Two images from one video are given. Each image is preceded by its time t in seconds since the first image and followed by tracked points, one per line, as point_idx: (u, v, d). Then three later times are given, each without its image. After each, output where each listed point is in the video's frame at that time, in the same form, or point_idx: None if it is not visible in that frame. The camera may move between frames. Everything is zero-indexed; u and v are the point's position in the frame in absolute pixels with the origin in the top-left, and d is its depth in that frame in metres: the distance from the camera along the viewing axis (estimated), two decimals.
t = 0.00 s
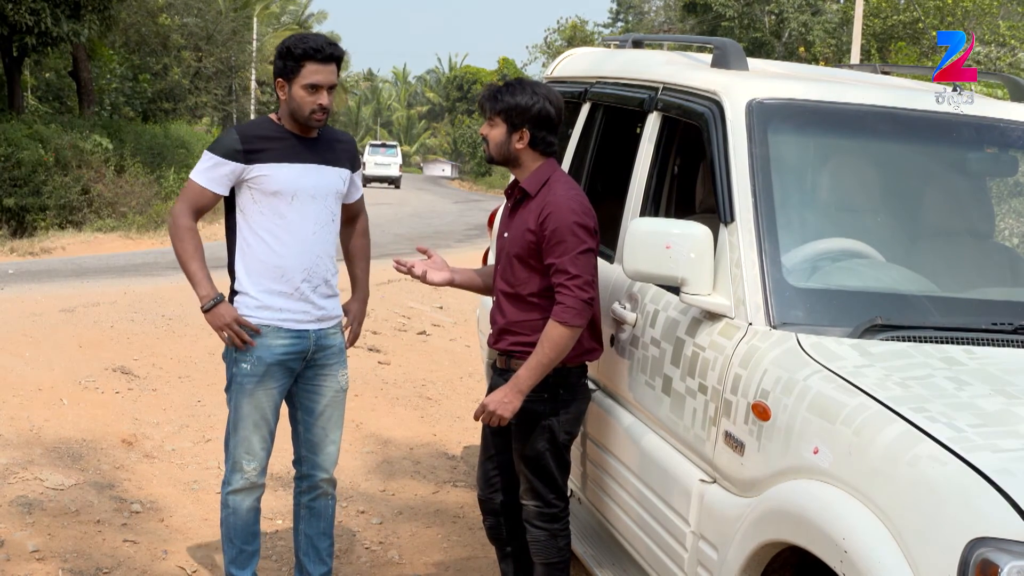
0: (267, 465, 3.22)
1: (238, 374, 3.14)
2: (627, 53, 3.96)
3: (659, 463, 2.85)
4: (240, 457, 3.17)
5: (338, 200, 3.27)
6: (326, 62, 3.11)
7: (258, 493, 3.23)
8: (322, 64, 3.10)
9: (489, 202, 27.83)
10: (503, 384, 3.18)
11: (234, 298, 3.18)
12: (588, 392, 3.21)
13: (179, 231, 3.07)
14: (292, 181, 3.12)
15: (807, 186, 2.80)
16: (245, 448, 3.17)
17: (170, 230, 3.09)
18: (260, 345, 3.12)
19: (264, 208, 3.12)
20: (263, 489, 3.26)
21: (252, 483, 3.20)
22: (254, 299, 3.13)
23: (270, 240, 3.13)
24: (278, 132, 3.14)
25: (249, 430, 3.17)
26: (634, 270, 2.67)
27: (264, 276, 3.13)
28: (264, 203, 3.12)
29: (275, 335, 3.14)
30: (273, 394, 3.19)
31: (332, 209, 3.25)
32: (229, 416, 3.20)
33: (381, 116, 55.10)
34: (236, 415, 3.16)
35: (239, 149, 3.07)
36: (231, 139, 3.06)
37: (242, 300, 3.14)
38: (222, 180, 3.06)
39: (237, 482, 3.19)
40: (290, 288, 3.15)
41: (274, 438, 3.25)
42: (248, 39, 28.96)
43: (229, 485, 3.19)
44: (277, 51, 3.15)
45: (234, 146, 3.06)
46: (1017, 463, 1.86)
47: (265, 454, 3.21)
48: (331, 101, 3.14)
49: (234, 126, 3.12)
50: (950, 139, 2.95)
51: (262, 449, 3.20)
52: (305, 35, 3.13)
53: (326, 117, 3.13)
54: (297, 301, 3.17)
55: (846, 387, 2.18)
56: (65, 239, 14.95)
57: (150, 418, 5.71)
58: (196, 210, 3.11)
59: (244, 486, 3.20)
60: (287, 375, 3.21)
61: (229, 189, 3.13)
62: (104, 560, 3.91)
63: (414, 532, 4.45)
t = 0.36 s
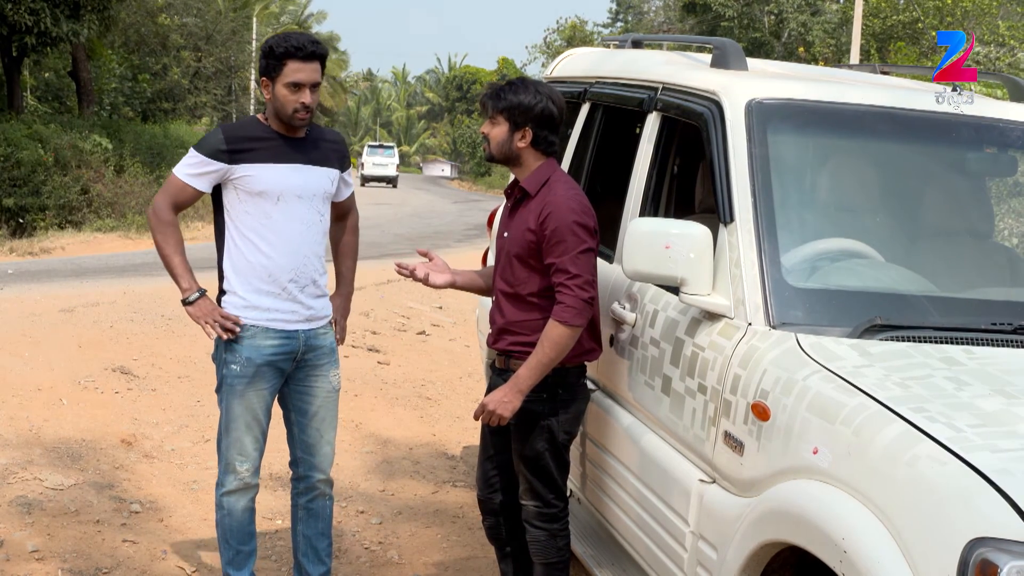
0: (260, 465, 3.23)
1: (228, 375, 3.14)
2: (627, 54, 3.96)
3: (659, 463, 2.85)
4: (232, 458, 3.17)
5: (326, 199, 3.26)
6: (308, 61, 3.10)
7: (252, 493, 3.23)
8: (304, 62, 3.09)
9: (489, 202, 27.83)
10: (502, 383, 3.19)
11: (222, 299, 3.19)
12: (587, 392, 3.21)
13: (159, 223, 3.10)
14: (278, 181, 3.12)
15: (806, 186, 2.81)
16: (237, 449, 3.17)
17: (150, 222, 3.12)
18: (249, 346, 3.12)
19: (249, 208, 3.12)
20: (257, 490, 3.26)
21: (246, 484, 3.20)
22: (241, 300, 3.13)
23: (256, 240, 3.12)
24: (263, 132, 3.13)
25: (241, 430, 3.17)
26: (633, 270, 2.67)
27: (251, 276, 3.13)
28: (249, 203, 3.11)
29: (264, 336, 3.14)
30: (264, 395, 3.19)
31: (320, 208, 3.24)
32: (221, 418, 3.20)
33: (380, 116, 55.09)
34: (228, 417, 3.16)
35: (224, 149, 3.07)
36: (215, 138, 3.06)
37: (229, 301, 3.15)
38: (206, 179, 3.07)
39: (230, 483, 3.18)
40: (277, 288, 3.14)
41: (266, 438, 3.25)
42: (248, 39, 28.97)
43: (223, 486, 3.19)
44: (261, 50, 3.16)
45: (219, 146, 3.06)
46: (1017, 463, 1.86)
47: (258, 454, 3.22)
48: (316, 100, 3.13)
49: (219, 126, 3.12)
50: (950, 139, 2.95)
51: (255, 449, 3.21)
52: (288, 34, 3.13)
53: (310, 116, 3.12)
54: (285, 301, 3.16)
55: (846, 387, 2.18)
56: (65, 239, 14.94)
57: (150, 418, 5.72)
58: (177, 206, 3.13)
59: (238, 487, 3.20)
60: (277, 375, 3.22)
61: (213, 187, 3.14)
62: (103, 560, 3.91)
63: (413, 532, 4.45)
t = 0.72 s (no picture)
0: (254, 466, 3.22)
1: (218, 377, 3.14)
2: (628, 54, 3.96)
3: (659, 463, 2.85)
4: (226, 459, 3.17)
5: (314, 200, 3.25)
6: (293, 60, 3.10)
7: (247, 494, 3.23)
8: (289, 61, 3.09)
9: (489, 203, 27.83)
10: (503, 384, 3.19)
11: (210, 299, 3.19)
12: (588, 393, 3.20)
13: (145, 225, 3.11)
14: (263, 182, 3.11)
15: (806, 187, 2.81)
16: (230, 450, 3.17)
17: (137, 224, 3.13)
18: (237, 347, 3.12)
19: (235, 208, 3.12)
20: (253, 490, 3.26)
21: (241, 485, 3.20)
22: (228, 300, 3.13)
23: (242, 241, 3.13)
24: (249, 133, 3.13)
25: (233, 431, 3.17)
26: (633, 270, 2.67)
27: (238, 277, 3.14)
28: (235, 204, 3.12)
29: (253, 337, 3.14)
30: (255, 396, 3.19)
31: (308, 209, 3.23)
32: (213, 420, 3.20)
33: (381, 116, 55.13)
34: (219, 419, 3.16)
35: (209, 151, 3.07)
36: (200, 140, 3.06)
37: (216, 300, 3.15)
38: (192, 180, 3.07)
39: (225, 484, 3.19)
40: (264, 289, 3.14)
41: (259, 439, 3.25)
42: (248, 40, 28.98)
43: (217, 488, 3.19)
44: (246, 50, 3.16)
45: (204, 149, 3.06)
46: (1017, 464, 1.86)
47: (251, 455, 3.21)
48: (301, 99, 3.13)
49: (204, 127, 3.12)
50: (949, 140, 2.95)
51: (248, 450, 3.21)
52: (273, 34, 3.13)
53: (295, 115, 3.12)
54: (272, 302, 3.16)
55: (846, 387, 2.18)
56: (65, 240, 14.94)
57: (150, 418, 5.72)
58: (164, 209, 3.14)
59: (233, 489, 3.20)
60: (267, 376, 3.22)
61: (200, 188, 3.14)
62: (104, 561, 3.91)
63: (414, 532, 4.45)
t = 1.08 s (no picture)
0: (253, 469, 3.22)
1: (213, 379, 3.14)
2: (630, 56, 3.96)
3: (661, 465, 2.85)
4: (224, 461, 3.18)
5: (309, 202, 3.24)
6: (286, 60, 3.11)
7: (247, 496, 3.23)
8: (282, 61, 3.10)
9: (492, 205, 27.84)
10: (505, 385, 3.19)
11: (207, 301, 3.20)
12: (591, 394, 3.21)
13: (142, 231, 3.14)
14: (256, 185, 3.12)
15: (809, 188, 2.80)
16: (227, 452, 3.17)
17: (135, 230, 3.16)
18: (232, 349, 3.13)
19: (229, 212, 3.13)
20: (252, 492, 3.26)
21: (240, 487, 3.20)
22: (222, 302, 3.14)
23: (236, 244, 3.13)
24: (243, 136, 3.14)
25: (231, 433, 3.17)
26: (634, 272, 2.67)
27: (232, 280, 3.15)
28: (228, 207, 3.12)
29: (248, 339, 3.14)
30: (252, 398, 3.19)
31: (303, 212, 3.22)
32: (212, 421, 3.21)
33: (383, 118, 55.15)
34: (216, 421, 3.17)
35: (202, 154, 3.07)
36: (192, 143, 3.07)
37: (212, 303, 3.16)
38: (187, 183, 3.09)
39: (224, 486, 3.19)
40: (258, 291, 3.15)
41: (257, 441, 3.25)
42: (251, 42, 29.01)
43: (216, 490, 3.20)
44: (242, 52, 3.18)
45: (197, 152, 3.07)
46: (1020, 466, 1.86)
47: (249, 457, 3.21)
48: (294, 100, 3.13)
49: (199, 131, 3.13)
50: (951, 142, 2.95)
51: (246, 452, 3.21)
52: (267, 35, 3.15)
53: (289, 116, 3.11)
54: (266, 304, 3.16)
55: (848, 390, 2.18)
56: (67, 241, 14.95)
57: (153, 420, 5.72)
58: (161, 215, 3.16)
59: (232, 491, 3.20)
60: (264, 378, 3.22)
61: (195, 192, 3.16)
62: (106, 563, 3.92)
63: (416, 534, 4.45)
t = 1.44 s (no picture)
0: (255, 469, 3.22)
1: (215, 378, 3.15)
2: (631, 58, 3.96)
3: (662, 466, 2.85)
4: (225, 462, 3.18)
5: (314, 205, 3.24)
6: (292, 62, 3.11)
7: (249, 497, 3.23)
8: (288, 62, 3.10)
9: (492, 206, 27.82)
10: (506, 385, 3.19)
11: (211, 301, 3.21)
12: (593, 396, 3.21)
13: (151, 233, 3.17)
14: (258, 187, 3.12)
15: (810, 190, 2.80)
16: (228, 453, 3.18)
17: (145, 232, 3.19)
18: (232, 349, 3.13)
19: (233, 213, 3.14)
20: (255, 493, 3.25)
21: (242, 488, 3.20)
22: (224, 303, 3.15)
23: (238, 245, 3.14)
24: (249, 138, 3.14)
25: (232, 434, 3.18)
26: (635, 274, 2.67)
27: (235, 280, 3.15)
28: (232, 208, 3.13)
29: (249, 339, 3.14)
30: (252, 399, 3.20)
31: (307, 214, 3.22)
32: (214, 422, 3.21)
33: (384, 119, 55.17)
34: (217, 421, 3.17)
35: (207, 156, 3.09)
36: (198, 145, 3.09)
37: (214, 303, 3.17)
38: (193, 184, 3.11)
39: (225, 486, 3.19)
40: (260, 292, 3.15)
41: (259, 442, 3.25)
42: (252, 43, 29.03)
43: (219, 490, 3.20)
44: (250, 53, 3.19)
45: (202, 153, 3.09)
46: (1021, 467, 1.86)
47: (251, 458, 3.21)
48: (300, 101, 3.12)
49: (207, 132, 3.15)
50: (951, 143, 2.95)
51: (247, 453, 3.21)
52: (275, 36, 3.15)
53: (294, 118, 3.11)
54: (267, 305, 3.16)
55: (850, 392, 2.18)
56: (68, 243, 14.96)
57: (153, 421, 5.72)
58: (170, 217, 3.19)
59: (234, 491, 3.20)
60: (265, 379, 3.22)
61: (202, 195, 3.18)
62: (107, 564, 3.92)
63: (417, 536, 4.45)
